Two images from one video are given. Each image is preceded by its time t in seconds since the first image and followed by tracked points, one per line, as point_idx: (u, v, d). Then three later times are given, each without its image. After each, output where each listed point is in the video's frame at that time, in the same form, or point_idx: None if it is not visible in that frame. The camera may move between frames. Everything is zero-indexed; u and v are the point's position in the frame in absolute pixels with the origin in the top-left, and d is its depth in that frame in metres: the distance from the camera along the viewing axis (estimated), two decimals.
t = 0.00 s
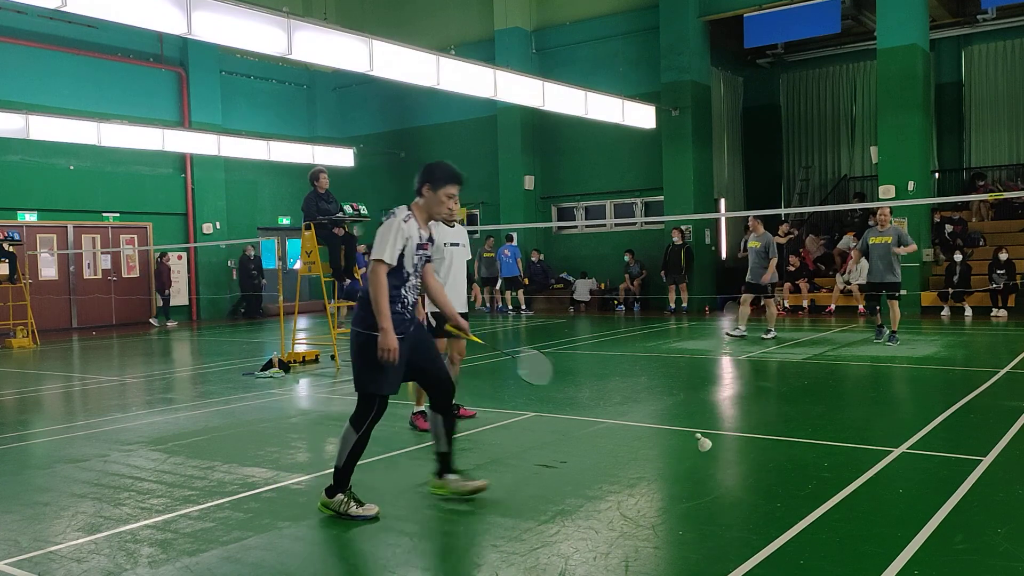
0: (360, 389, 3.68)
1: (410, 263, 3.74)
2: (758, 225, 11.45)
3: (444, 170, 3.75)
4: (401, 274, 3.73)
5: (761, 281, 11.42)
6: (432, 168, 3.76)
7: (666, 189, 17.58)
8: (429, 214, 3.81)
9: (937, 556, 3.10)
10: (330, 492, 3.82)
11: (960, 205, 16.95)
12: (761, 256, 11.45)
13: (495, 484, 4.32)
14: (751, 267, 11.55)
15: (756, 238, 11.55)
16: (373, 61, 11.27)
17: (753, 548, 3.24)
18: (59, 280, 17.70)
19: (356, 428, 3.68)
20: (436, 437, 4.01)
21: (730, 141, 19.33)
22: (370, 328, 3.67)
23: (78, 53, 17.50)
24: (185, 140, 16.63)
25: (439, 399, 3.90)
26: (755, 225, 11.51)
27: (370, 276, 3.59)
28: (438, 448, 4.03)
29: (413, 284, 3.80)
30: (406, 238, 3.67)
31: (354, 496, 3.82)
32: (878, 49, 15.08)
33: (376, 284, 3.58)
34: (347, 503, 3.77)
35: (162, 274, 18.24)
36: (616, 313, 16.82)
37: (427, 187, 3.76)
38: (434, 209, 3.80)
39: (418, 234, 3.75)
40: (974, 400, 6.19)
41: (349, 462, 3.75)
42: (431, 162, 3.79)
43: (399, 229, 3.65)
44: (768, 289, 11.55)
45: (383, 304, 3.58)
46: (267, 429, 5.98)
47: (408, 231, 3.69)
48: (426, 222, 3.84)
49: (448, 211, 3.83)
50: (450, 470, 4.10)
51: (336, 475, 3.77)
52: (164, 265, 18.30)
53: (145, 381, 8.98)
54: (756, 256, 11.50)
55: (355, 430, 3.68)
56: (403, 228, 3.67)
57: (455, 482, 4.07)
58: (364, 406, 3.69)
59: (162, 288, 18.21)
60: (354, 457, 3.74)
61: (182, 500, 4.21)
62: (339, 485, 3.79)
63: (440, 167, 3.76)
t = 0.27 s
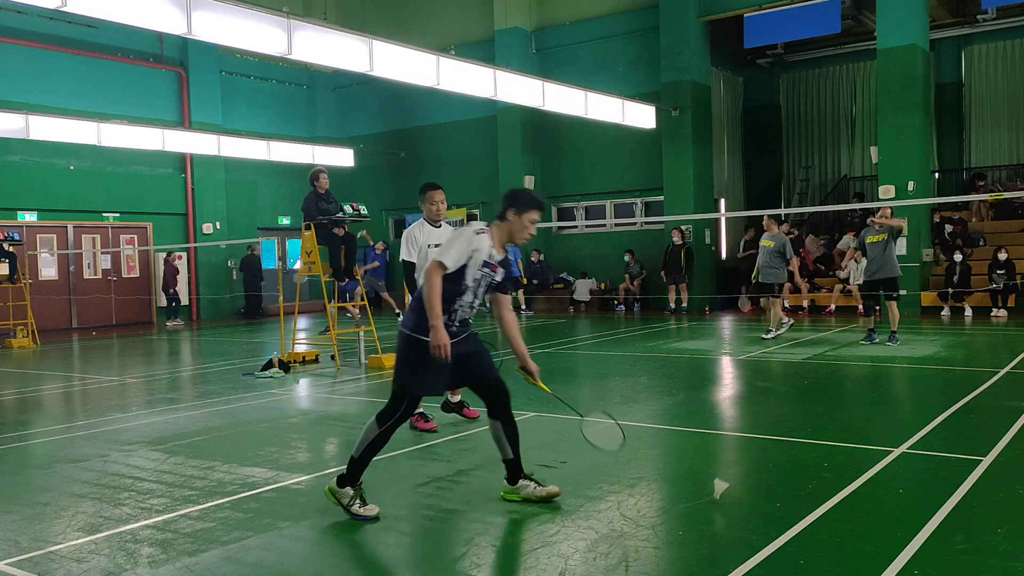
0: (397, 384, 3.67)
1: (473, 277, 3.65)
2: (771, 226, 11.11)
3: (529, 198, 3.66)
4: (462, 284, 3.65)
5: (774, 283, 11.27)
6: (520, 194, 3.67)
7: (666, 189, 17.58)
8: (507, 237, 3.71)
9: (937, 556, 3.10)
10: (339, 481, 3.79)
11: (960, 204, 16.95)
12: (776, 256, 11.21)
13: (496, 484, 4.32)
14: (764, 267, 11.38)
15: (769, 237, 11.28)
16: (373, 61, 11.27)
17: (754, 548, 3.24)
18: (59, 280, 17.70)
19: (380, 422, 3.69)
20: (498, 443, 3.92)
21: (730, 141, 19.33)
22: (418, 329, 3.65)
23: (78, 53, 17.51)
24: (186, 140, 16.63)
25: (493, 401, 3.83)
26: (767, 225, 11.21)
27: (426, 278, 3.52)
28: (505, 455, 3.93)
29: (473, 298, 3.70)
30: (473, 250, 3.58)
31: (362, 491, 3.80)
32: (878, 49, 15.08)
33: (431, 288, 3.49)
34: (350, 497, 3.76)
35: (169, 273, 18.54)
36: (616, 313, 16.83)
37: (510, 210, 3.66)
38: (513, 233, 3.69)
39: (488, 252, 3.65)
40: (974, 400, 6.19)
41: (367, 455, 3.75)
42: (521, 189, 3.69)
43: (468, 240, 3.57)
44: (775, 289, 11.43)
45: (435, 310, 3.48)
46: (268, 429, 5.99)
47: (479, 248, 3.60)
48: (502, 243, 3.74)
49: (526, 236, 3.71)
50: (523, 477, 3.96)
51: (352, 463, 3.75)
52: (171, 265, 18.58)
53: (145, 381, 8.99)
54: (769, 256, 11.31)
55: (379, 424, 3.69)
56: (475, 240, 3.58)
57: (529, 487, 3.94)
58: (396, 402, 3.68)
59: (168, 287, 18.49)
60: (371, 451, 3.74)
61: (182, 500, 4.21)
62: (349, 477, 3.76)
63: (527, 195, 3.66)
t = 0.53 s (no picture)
0: (420, 357, 3.81)
1: (526, 286, 3.67)
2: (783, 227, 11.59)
3: (603, 232, 3.57)
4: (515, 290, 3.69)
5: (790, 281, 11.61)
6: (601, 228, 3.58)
7: (666, 189, 17.59)
8: (574, 265, 3.63)
9: (938, 557, 3.10)
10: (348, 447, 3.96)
11: (960, 204, 16.94)
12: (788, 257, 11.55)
13: (497, 484, 4.32)
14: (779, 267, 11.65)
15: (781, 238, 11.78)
16: (373, 61, 11.26)
17: (754, 548, 3.24)
18: (59, 280, 17.70)
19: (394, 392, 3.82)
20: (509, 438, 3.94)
21: (730, 141, 19.33)
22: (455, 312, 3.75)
23: (78, 54, 17.51)
24: (186, 140, 16.63)
25: (512, 396, 3.89)
26: (779, 228, 11.64)
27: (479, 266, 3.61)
28: (513, 452, 3.95)
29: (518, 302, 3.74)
30: (537, 263, 3.61)
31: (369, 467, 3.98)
32: (878, 49, 15.08)
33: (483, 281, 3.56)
34: (357, 471, 3.94)
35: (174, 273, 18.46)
36: (616, 313, 16.83)
37: (583, 241, 3.58)
38: (579, 262, 3.61)
39: (549, 271, 3.62)
40: (974, 400, 6.19)
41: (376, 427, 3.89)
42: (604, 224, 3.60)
43: (531, 251, 3.60)
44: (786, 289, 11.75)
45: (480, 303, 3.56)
46: (268, 429, 5.99)
47: (543, 263, 3.61)
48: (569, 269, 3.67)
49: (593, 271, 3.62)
50: (524, 477, 3.97)
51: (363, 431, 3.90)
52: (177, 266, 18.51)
53: (145, 381, 8.99)
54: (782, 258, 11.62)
55: (394, 394, 3.82)
56: (538, 254, 3.61)
57: (529, 489, 3.94)
58: (413, 372, 3.81)
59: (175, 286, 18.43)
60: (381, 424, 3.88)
61: (182, 500, 4.21)
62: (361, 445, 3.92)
63: (603, 229, 3.57)
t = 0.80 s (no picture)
0: (424, 333, 3.92)
1: (547, 297, 3.68)
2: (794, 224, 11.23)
3: (630, 258, 3.57)
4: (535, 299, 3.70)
5: (801, 281, 11.29)
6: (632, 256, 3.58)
7: (666, 189, 17.58)
8: (600, 287, 3.66)
9: (938, 557, 3.10)
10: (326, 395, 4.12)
11: (960, 204, 16.94)
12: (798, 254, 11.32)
13: (497, 484, 4.32)
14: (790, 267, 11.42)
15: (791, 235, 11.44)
16: (373, 61, 11.26)
17: (754, 548, 3.24)
18: (59, 280, 17.70)
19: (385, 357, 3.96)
20: (514, 436, 3.93)
21: (730, 141, 19.33)
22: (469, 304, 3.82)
23: (78, 54, 17.51)
24: (186, 140, 16.63)
25: (519, 394, 3.87)
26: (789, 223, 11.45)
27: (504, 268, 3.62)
28: (515, 450, 3.95)
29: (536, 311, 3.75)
30: (563, 280, 3.63)
31: (334, 415, 4.15)
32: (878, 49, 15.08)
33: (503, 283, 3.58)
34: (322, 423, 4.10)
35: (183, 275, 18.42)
36: (616, 313, 16.83)
37: (610, 265, 3.59)
38: (604, 284, 3.63)
39: (574, 287, 3.65)
40: (974, 400, 6.19)
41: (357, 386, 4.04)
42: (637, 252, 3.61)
43: (558, 265, 3.61)
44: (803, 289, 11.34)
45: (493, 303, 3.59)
46: (268, 429, 5.99)
47: (569, 279, 3.63)
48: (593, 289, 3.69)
49: (617, 295, 3.64)
50: (525, 477, 3.96)
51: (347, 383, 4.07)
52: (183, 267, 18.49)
53: (145, 381, 8.99)
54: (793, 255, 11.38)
55: (384, 360, 3.94)
56: (564, 269, 3.61)
57: (529, 489, 3.94)
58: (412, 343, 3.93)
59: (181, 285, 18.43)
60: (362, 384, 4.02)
61: (182, 500, 4.21)
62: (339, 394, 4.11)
63: (631, 255, 3.58)
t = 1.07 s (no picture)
0: (424, 329, 3.95)
1: (550, 312, 3.68)
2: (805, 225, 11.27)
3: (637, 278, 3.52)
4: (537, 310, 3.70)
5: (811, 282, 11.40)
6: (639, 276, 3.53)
7: (666, 189, 17.58)
8: (604, 307, 3.64)
9: (938, 557, 3.09)
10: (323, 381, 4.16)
11: (960, 204, 16.94)
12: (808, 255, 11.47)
13: (497, 484, 4.32)
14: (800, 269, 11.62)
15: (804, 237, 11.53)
16: (373, 61, 11.26)
17: (753, 548, 3.24)
18: (59, 281, 17.70)
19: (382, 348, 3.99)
20: (517, 436, 3.93)
21: (730, 141, 19.33)
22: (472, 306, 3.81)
23: (78, 54, 17.51)
24: (186, 140, 16.63)
25: (523, 398, 3.88)
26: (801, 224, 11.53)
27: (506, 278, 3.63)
28: (517, 451, 3.95)
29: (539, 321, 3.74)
30: (567, 297, 3.63)
31: (325, 400, 4.19)
32: (878, 49, 15.08)
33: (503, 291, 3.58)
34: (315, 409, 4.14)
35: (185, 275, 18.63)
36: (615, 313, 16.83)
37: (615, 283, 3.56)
38: (607, 303, 3.62)
39: (578, 304, 3.64)
40: (974, 400, 6.19)
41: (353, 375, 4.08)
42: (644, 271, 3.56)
43: (561, 281, 3.60)
44: (821, 289, 11.59)
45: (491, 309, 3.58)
46: (268, 429, 5.99)
47: (573, 296, 3.62)
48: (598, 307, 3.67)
49: (621, 312, 3.63)
50: (525, 477, 3.96)
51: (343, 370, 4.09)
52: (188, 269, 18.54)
53: (144, 381, 8.98)
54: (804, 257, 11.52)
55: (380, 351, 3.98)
56: (567, 284, 3.61)
57: (529, 489, 3.94)
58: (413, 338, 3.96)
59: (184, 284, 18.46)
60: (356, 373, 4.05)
61: (182, 500, 4.21)
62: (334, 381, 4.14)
63: (637, 275, 3.53)
